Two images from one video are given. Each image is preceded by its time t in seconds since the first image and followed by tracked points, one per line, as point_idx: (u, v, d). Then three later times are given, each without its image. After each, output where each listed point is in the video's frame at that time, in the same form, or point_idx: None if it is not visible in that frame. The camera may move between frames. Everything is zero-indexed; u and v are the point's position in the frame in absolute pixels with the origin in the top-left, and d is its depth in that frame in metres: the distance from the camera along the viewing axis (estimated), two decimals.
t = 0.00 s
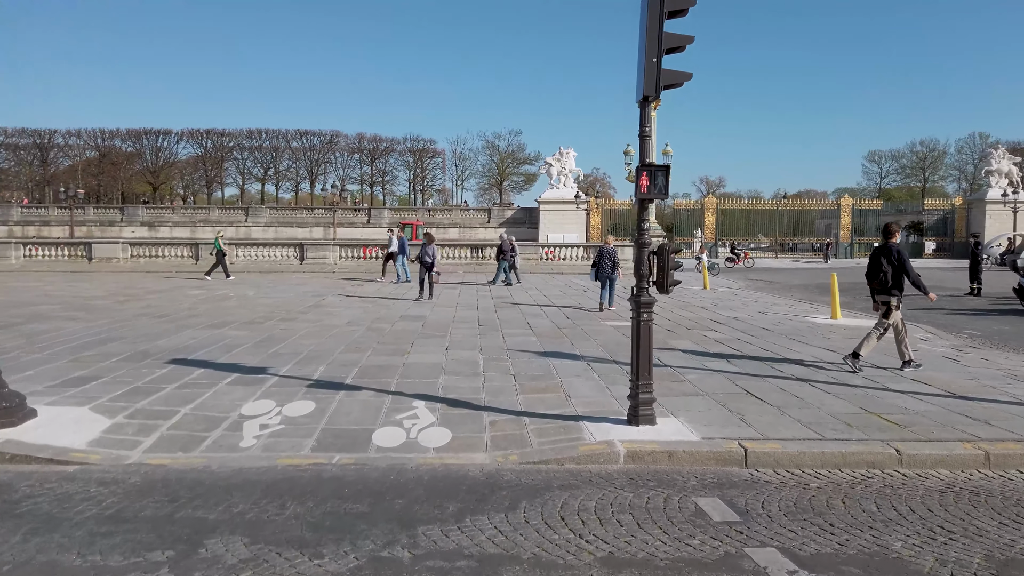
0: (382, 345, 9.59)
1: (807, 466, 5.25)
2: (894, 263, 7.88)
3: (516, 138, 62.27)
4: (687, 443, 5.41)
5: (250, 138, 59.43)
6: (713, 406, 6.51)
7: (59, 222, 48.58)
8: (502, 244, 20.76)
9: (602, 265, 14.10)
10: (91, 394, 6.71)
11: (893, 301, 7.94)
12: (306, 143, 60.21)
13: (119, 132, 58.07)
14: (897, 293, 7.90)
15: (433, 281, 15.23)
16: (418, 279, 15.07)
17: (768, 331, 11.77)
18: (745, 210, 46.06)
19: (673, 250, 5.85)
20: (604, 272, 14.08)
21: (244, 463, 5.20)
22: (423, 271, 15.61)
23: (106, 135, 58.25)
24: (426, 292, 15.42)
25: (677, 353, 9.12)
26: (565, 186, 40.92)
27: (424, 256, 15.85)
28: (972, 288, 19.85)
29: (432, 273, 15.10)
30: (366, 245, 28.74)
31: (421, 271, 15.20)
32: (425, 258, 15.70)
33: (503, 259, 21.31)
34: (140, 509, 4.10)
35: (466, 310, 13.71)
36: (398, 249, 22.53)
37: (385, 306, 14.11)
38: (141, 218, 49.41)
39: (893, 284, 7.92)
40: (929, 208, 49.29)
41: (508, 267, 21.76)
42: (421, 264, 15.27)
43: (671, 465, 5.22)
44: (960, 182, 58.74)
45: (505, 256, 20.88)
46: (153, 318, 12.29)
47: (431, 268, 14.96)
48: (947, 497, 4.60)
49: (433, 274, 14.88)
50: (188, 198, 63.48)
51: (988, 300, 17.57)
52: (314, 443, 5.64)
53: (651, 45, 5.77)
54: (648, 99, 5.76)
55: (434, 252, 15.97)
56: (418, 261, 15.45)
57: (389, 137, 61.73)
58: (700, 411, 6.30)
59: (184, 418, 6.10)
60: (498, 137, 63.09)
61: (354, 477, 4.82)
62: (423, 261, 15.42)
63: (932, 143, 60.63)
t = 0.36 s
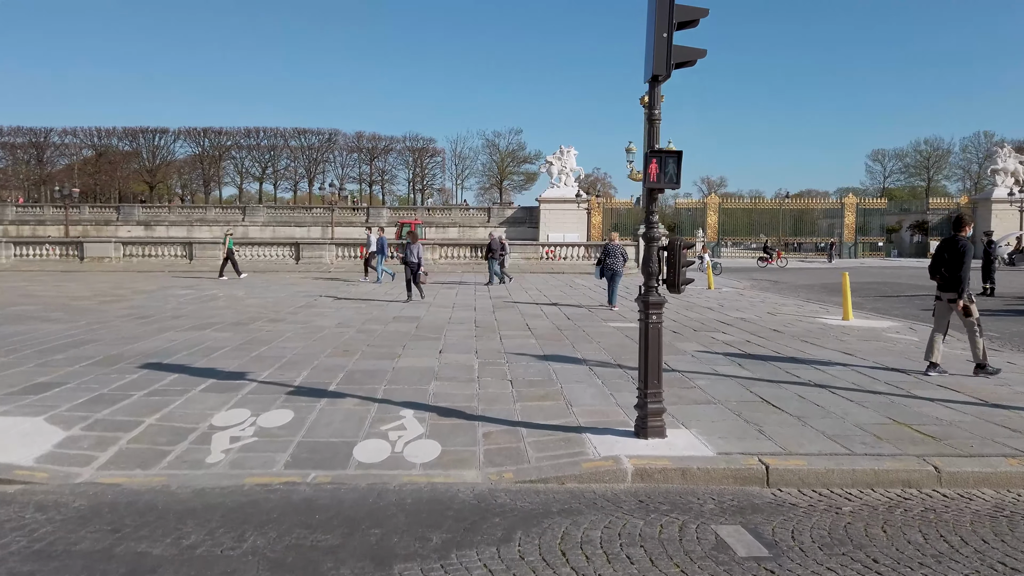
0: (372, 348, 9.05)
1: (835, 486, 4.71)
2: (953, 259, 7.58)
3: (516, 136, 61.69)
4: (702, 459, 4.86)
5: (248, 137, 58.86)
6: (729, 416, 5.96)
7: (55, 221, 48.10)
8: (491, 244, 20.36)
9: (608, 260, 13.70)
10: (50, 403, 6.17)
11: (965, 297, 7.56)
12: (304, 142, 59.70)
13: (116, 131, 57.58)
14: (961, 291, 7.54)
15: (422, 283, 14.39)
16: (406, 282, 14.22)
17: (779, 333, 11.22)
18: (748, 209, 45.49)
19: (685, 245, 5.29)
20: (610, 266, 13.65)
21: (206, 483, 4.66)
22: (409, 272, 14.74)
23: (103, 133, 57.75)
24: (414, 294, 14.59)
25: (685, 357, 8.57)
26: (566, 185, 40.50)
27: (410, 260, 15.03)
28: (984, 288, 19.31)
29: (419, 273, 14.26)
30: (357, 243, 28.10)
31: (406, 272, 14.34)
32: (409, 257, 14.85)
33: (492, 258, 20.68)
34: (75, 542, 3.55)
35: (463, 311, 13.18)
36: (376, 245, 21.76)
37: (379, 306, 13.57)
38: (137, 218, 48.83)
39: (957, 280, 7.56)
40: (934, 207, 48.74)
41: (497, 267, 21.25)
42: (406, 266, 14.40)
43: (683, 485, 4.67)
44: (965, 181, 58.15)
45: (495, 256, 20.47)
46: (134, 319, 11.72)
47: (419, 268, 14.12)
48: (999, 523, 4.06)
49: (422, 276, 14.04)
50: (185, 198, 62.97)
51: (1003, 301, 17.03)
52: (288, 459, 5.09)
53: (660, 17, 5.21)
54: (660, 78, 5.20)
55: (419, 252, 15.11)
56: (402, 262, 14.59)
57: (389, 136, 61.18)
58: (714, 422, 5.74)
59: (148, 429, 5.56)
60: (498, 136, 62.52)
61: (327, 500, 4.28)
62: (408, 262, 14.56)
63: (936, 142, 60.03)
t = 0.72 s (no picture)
0: (367, 355, 8.50)
1: (884, 518, 4.16)
2: None
3: (520, 135, 61.02)
4: (734, 488, 4.30)
5: (249, 135, 58.36)
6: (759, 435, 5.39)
7: (54, 221, 47.66)
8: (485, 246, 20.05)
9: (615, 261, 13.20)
10: (11, 418, 5.65)
11: None
12: (306, 141, 59.18)
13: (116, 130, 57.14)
14: None
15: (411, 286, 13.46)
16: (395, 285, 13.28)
17: (798, 338, 10.64)
18: (755, 209, 44.83)
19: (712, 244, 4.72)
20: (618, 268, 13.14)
21: (170, 515, 4.12)
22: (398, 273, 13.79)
23: (103, 132, 57.31)
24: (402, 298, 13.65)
25: (702, 367, 7.99)
26: (570, 184, 40.02)
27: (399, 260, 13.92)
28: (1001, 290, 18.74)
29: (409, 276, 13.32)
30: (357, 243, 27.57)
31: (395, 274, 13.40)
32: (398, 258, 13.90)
33: (486, 258, 20.12)
34: None
35: (465, 314, 12.63)
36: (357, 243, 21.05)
37: (377, 309, 13.02)
38: (137, 217, 48.39)
39: None
40: (943, 207, 48.00)
41: (490, 267, 20.71)
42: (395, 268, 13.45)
43: (712, 518, 4.12)
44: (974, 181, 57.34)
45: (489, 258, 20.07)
46: (120, 322, 11.21)
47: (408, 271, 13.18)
48: None
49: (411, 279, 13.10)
50: (186, 197, 62.52)
51: None
52: (265, 486, 4.54)
53: None
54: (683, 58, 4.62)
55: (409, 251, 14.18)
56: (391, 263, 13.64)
57: (391, 135, 60.59)
58: (742, 442, 5.18)
59: (113, 450, 5.02)
60: (501, 134, 61.88)
61: (305, 539, 3.73)
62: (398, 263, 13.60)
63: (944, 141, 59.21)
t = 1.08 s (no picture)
0: (363, 360, 7.97)
1: (946, 557, 3.61)
2: None
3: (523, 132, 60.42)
4: (774, 523, 3.75)
5: (250, 132, 57.85)
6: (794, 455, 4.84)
7: (53, 219, 47.28)
8: (480, 245, 19.49)
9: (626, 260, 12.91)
10: None
11: None
12: (307, 138, 58.70)
13: (116, 127, 56.73)
14: None
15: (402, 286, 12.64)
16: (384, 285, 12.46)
17: (819, 342, 10.09)
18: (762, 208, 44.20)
19: (745, 242, 4.17)
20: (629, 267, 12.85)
21: (127, 553, 3.58)
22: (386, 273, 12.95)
23: (103, 129, 56.90)
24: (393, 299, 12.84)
25: (722, 374, 7.45)
26: (574, 182, 39.47)
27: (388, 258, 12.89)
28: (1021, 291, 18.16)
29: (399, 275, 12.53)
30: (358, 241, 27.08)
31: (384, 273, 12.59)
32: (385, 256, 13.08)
33: (481, 256, 19.56)
34: None
35: (468, 315, 12.13)
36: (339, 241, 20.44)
37: (376, 310, 12.51)
38: (137, 215, 47.94)
39: None
40: (952, 206, 47.34)
41: (486, 266, 20.15)
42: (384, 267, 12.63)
43: (749, 556, 3.58)
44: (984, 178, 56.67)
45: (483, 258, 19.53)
46: (107, 323, 10.72)
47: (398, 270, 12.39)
48: None
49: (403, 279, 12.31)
50: (187, 194, 62.10)
51: None
52: (239, 515, 4.00)
53: None
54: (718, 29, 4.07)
55: (397, 249, 13.38)
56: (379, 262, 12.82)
57: (393, 132, 60.01)
58: (776, 464, 4.63)
59: (71, 473, 4.49)
60: (505, 131, 61.25)
61: None
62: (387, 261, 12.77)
63: (953, 139, 58.46)
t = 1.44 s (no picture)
0: (353, 365, 7.41)
1: None
2: None
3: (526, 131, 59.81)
4: (820, 560, 3.18)
5: (250, 131, 57.32)
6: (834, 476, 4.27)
7: (51, 218, 46.82)
8: (472, 244, 18.89)
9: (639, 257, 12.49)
10: None
11: None
12: (308, 137, 58.19)
13: (115, 125, 56.29)
14: None
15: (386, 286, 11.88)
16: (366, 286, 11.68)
17: (840, 344, 9.51)
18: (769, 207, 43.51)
19: (782, 231, 3.60)
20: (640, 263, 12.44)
21: None
22: (367, 273, 12.16)
23: (103, 128, 56.46)
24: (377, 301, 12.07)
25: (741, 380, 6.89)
26: (577, 181, 38.94)
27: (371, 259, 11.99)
28: None
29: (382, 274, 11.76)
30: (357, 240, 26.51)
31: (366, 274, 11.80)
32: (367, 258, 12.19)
33: (474, 255, 18.94)
34: None
35: (468, 316, 11.56)
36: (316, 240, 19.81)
37: (372, 311, 11.96)
38: (136, 214, 47.46)
39: None
40: (961, 205, 46.65)
41: (477, 266, 19.53)
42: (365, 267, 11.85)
43: None
44: (992, 178, 55.92)
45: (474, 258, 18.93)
46: (86, 324, 10.16)
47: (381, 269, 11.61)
48: None
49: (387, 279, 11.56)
50: (187, 194, 61.62)
51: None
52: (194, 548, 3.44)
53: None
54: None
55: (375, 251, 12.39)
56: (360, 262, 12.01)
57: (395, 131, 59.44)
58: (814, 486, 4.07)
59: (9, 497, 3.93)
60: (507, 130, 60.66)
61: None
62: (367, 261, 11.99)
63: (962, 138, 57.71)
